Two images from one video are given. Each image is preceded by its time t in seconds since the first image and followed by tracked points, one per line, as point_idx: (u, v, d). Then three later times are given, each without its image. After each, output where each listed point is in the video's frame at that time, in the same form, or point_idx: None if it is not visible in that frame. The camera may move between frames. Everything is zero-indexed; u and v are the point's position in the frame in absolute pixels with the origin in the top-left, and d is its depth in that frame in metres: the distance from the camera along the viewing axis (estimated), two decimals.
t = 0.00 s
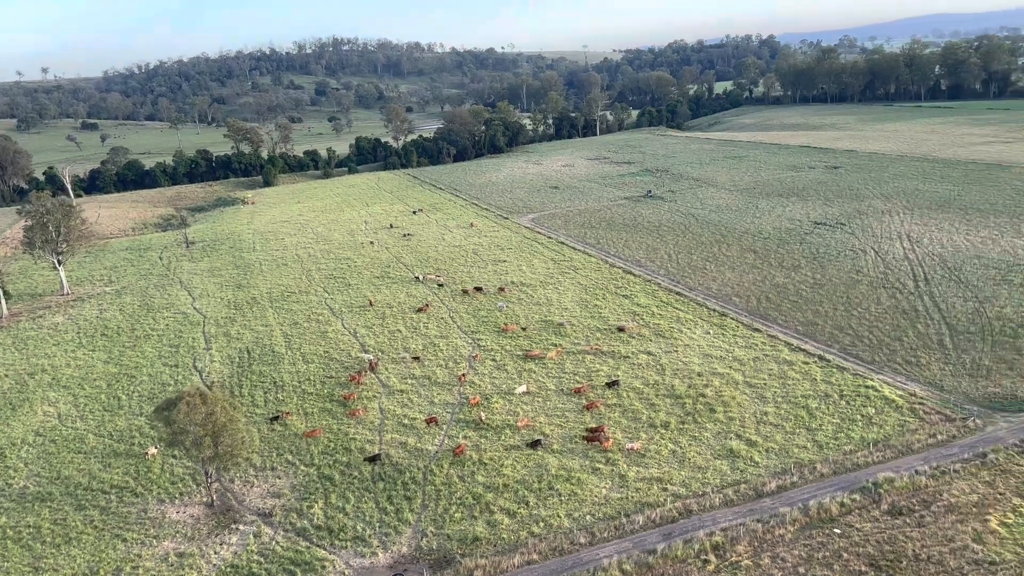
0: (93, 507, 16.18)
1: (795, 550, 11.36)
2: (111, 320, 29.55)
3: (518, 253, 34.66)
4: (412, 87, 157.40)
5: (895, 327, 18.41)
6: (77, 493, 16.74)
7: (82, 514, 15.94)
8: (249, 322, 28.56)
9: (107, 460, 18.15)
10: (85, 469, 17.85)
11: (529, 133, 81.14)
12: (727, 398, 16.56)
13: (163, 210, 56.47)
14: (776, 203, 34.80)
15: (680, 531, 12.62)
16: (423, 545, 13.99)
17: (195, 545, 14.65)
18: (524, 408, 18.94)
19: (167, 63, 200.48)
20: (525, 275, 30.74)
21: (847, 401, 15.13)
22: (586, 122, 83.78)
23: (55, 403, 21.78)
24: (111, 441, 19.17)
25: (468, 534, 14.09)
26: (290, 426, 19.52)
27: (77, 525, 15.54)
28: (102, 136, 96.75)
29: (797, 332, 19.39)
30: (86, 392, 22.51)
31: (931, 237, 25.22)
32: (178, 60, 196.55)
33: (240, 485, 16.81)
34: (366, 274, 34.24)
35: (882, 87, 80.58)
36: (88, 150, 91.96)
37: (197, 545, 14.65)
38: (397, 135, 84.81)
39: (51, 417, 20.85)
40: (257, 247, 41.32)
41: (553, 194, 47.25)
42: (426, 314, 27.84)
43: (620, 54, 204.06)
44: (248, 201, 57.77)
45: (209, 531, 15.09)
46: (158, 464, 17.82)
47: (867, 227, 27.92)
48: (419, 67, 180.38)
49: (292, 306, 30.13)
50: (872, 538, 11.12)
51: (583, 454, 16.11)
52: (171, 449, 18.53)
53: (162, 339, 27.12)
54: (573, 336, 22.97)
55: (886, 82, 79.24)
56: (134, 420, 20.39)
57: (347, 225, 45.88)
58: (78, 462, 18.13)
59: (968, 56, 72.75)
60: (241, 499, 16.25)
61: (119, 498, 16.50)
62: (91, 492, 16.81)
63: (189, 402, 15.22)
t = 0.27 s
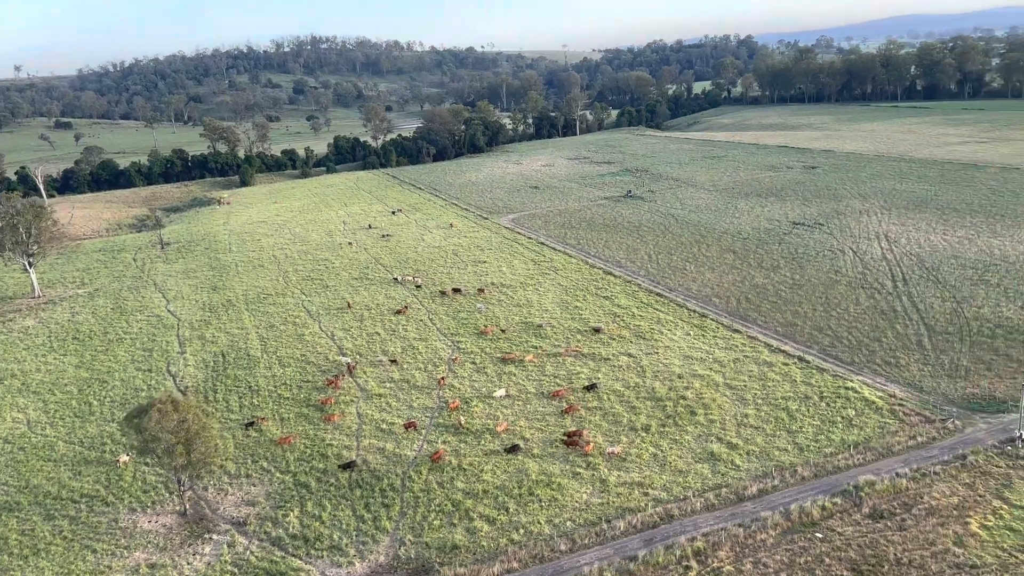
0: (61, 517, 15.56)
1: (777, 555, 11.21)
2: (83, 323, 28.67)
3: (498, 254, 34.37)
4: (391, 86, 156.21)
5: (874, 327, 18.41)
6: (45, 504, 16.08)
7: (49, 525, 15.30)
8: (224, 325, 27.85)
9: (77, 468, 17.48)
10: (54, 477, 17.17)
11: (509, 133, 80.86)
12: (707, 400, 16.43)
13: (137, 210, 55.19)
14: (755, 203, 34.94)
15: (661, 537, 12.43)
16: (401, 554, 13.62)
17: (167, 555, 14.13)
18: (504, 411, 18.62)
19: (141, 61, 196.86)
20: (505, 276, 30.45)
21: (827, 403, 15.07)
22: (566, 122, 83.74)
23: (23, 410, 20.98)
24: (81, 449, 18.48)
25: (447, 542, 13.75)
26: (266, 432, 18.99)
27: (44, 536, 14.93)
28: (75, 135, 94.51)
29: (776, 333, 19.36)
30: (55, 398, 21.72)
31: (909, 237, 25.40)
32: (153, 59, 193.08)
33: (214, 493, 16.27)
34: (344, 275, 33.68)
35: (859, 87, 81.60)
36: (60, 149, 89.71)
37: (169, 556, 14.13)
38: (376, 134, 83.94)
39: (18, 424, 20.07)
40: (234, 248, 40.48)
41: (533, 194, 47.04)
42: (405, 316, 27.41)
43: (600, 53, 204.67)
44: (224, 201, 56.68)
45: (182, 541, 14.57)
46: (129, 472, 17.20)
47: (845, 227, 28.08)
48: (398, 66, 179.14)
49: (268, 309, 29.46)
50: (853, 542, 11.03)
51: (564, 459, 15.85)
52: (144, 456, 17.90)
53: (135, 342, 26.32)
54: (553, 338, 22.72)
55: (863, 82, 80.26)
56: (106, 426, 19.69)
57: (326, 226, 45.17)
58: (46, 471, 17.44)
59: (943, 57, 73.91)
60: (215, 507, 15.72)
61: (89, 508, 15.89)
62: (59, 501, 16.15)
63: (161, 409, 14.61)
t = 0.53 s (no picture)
0: (28, 529, 14.94)
1: (760, 561, 11.05)
2: (54, 327, 27.78)
3: (479, 255, 34.06)
4: (372, 85, 155.01)
5: (855, 328, 18.41)
6: (12, 514, 15.44)
7: (16, 537, 14.69)
8: (200, 329, 27.16)
9: (47, 478, 16.84)
10: (22, 487, 16.51)
11: (490, 133, 80.52)
12: (689, 403, 16.29)
13: (111, 211, 53.88)
14: (735, 203, 35.04)
15: (644, 544, 12.21)
16: (379, 564, 13.25)
17: (138, 568, 13.61)
18: (485, 416, 18.32)
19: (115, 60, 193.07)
20: (486, 278, 30.14)
21: (809, 405, 14.99)
22: (547, 122, 83.63)
23: None
24: (50, 457, 17.81)
25: (427, 551, 13.41)
26: (241, 439, 18.46)
27: (10, 549, 14.31)
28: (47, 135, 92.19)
29: (758, 335, 19.30)
30: (24, 405, 20.95)
31: (887, 237, 25.58)
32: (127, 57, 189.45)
33: (188, 502, 15.75)
34: (323, 278, 33.10)
35: (837, 88, 82.56)
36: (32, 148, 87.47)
37: (140, 569, 13.61)
38: (356, 134, 83.03)
39: None
40: (210, 250, 39.63)
41: (514, 195, 46.77)
42: (384, 319, 26.95)
43: (581, 53, 205.19)
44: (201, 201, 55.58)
45: (154, 553, 14.05)
46: (101, 480, 16.59)
47: (825, 228, 28.20)
48: (378, 66, 177.87)
49: (245, 312, 28.81)
50: (837, 547, 10.90)
51: (546, 464, 15.59)
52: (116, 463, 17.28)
53: (108, 347, 25.54)
54: (535, 341, 22.45)
55: (841, 83, 81.22)
56: (76, 434, 19.02)
57: (304, 227, 44.46)
58: (14, 480, 16.76)
59: (919, 58, 75.02)
60: (189, 517, 15.20)
61: (58, 518, 15.29)
62: (27, 512, 15.52)
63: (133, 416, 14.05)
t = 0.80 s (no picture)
0: None
1: (745, 568, 10.89)
2: (26, 333, 26.94)
3: (461, 257, 33.74)
4: (353, 85, 153.74)
5: (836, 331, 18.41)
6: None
7: None
8: (177, 333, 26.49)
9: (17, 488, 16.23)
10: None
11: (472, 133, 80.16)
12: (672, 407, 16.14)
13: (86, 213, 52.64)
14: (717, 205, 35.12)
15: (627, 552, 12.00)
16: None
17: None
18: (466, 422, 18.00)
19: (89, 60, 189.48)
20: (468, 280, 29.82)
21: (791, 409, 14.89)
22: (529, 123, 83.50)
23: None
24: (20, 467, 17.17)
25: (407, 562, 13.06)
26: (216, 447, 17.92)
27: None
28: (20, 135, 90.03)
29: (740, 338, 19.23)
30: None
31: (866, 239, 25.73)
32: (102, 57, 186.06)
33: (163, 512, 15.24)
34: (302, 280, 32.52)
35: (816, 89, 83.47)
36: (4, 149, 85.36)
37: None
38: (336, 135, 82.11)
39: None
40: (187, 252, 38.81)
41: (496, 196, 46.50)
42: (364, 322, 26.49)
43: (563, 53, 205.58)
44: (178, 202, 54.53)
45: (126, 566, 13.55)
46: (73, 490, 16.02)
47: (806, 229, 28.31)
48: (358, 65, 176.52)
49: (223, 315, 28.17)
50: (821, 553, 10.78)
51: (528, 471, 15.31)
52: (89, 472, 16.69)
53: (81, 352, 24.81)
54: (517, 345, 22.18)
55: (820, 84, 82.13)
56: (48, 442, 18.39)
57: (283, 228, 43.76)
58: None
59: (897, 60, 76.06)
60: (164, 527, 14.70)
61: (27, 531, 14.71)
62: None
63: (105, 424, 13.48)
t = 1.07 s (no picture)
0: None
1: None
2: None
3: (442, 260, 33.40)
4: (333, 86, 152.39)
5: (818, 333, 18.40)
6: None
7: None
8: (153, 338, 25.82)
9: None
10: None
11: (454, 135, 79.78)
12: (655, 412, 15.98)
13: (61, 216, 51.41)
14: (698, 207, 35.19)
15: (611, 561, 11.77)
16: None
17: None
18: (448, 429, 17.67)
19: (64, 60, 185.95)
20: (449, 284, 29.48)
21: (775, 413, 14.80)
22: (511, 124, 83.33)
23: None
24: None
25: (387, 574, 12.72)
26: (192, 456, 17.39)
27: None
28: None
29: (723, 341, 19.15)
30: None
31: (846, 241, 25.87)
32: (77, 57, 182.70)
33: (137, 523, 14.74)
34: (281, 284, 31.91)
35: (796, 91, 84.39)
36: None
37: None
38: (316, 136, 81.19)
39: None
40: (164, 256, 37.98)
41: (478, 198, 46.21)
42: (344, 327, 26.02)
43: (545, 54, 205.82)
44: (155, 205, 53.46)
45: None
46: (45, 502, 15.45)
47: (787, 231, 28.40)
48: (339, 66, 175.13)
49: (200, 320, 27.53)
50: (807, 561, 10.66)
51: (510, 479, 15.03)
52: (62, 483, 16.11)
53: (53, 359, 24.07)
54: (499, 349, 21.92)
55: (800, 86, 83.04)
56: (18, 452, 17.76)
57: (262, 231, 43.05)
58: None
59: (875, 62, 77.11)
60: (138, 540, 14.21)
61: None
62: None
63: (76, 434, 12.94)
